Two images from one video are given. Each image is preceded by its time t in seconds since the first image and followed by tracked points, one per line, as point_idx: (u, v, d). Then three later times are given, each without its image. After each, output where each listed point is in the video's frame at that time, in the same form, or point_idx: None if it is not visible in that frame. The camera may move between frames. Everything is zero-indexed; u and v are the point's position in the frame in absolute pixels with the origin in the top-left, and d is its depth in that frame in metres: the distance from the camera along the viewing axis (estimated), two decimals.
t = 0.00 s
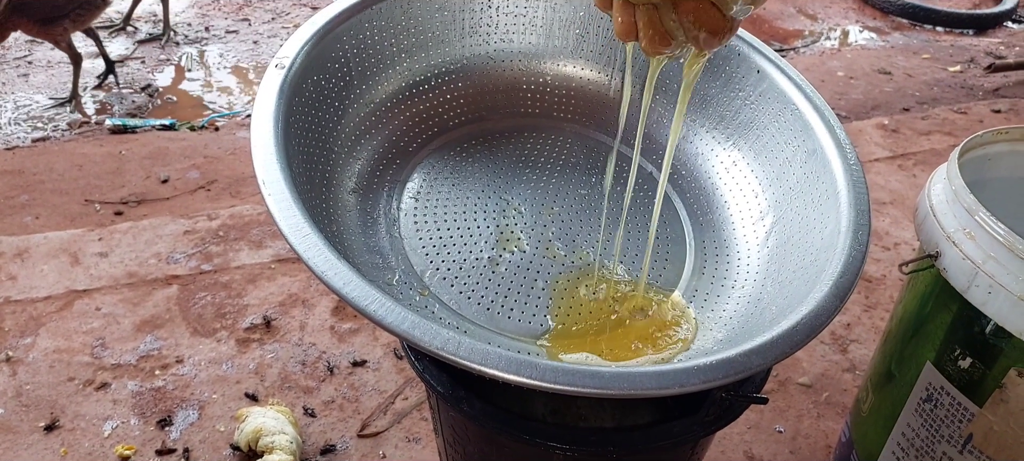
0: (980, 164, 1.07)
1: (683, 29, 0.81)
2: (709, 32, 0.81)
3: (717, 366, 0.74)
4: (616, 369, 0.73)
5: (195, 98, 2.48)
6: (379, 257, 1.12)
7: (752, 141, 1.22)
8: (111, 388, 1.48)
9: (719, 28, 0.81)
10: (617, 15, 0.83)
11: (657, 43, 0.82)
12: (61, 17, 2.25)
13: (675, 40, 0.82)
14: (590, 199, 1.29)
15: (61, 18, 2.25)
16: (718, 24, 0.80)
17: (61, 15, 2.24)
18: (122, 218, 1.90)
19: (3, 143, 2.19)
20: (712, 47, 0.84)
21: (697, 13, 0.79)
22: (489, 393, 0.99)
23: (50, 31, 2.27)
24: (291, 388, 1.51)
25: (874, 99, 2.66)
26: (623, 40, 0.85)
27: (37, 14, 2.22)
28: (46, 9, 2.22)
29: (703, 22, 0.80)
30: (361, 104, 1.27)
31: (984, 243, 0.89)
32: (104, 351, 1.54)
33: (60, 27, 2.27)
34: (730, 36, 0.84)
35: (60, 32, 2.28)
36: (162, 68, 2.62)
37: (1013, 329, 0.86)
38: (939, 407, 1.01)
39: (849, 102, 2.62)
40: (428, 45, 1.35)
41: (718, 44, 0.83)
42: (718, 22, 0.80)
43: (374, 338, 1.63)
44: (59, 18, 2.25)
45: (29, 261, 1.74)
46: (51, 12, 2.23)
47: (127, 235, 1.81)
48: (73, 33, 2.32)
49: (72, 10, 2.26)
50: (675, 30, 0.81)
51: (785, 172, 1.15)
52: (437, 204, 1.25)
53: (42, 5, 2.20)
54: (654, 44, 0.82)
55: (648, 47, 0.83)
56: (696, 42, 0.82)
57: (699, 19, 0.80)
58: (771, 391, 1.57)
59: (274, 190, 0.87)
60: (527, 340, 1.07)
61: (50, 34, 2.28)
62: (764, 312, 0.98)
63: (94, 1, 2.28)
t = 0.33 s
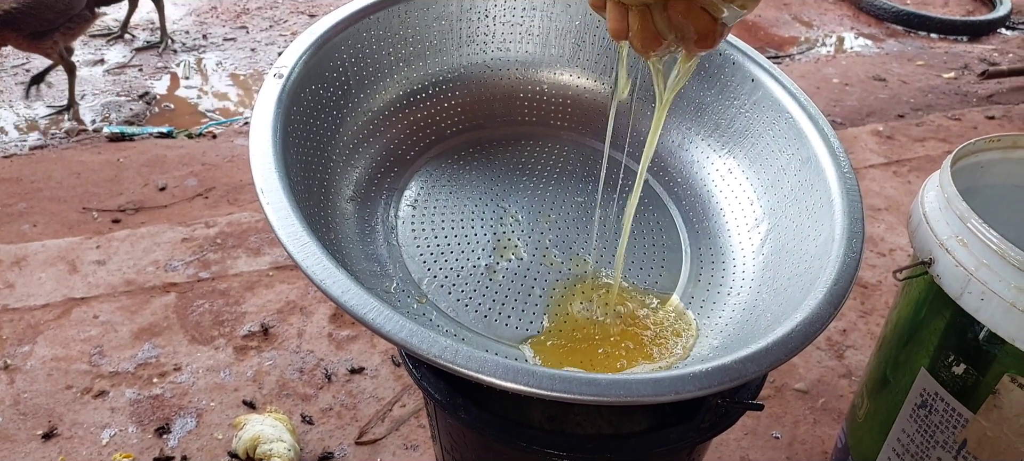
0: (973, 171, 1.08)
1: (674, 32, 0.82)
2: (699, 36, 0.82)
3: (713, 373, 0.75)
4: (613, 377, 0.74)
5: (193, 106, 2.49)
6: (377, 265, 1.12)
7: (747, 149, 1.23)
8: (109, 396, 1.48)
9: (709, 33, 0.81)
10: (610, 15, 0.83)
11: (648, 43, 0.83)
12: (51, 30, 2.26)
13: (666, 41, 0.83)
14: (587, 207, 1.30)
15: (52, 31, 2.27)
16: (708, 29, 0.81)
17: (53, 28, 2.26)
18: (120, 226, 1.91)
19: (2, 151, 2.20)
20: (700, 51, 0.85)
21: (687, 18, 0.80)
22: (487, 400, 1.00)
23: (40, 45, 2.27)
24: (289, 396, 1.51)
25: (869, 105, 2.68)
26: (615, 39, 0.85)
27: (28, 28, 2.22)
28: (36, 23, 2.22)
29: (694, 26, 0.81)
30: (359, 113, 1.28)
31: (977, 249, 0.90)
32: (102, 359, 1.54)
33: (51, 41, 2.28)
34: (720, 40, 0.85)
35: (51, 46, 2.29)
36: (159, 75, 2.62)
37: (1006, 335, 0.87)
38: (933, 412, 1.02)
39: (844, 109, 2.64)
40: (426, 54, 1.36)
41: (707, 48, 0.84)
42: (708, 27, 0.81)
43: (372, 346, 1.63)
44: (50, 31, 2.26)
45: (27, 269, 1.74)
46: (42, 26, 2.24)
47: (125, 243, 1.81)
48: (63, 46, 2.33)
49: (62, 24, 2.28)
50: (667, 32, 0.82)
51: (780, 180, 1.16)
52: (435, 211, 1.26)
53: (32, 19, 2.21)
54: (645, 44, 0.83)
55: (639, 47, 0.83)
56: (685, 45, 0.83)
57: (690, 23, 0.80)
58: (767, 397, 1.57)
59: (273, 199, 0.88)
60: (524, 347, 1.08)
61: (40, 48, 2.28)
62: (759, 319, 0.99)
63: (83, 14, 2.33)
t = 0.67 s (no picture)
0: (974, 175, 1.08)
1: (663, 31, 0.82)
2: (686, 38, 0.81)
3: (713, 378, 0.75)
4: (613, 381, 0.74)
5: (193, 109, 2.49)
6: (377, 269, 1.13)
7: (747, 153, 1.24)
8: (109, 399, 1.48)
9: (698, 36, 0.80)
10: (604, 9, 0.84)
11: (638, 40, 0.83)
12: (42, 36, 2.25)
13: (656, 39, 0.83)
14: (587, 211, 1.30)
15: (42, 37, 2.25)
16: (697, 32, 0.80)
17: (43, 34, 2.24)
18: (120, 228, 1.91)
19: (2, 153, 2.20)
20: (693, 52, 0.84)
21: (675, 19, 0.79)
22: (487, 404, 1.00)
23: (30, 52, 2.24)
24: (289, 399, 1.51)
25: (869, 110, 2.68)
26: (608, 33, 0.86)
27: (20, 34, 2.18)
28: (26, 29, 2.19)
29: (682, 28, 0.80)
30: (360, 116, 1.28)
31: (977, 254, 0.90)
32: (103, 361, 1.55)
33: (41, 48, 2.26)
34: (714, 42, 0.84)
35: (41, 52, 2.26)
36: (160, 78, 2.63)
37: (1006, 340, 0.87)
38: (933, 417, 1.02)
39: (844, 113, 2.65)
40: (427, 58, 1.36)
41: (699, 49, 0.83)
42: (697, 30, 0.79)
43: (372, 349, 1.63)
44: (40, 37, 2.24)
45: (28, 271, 1.74)
46: (33, 32, 2.21)
47: (125, 246, 1.81)
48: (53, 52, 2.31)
49: (51, 29, 2.27)
50: (657, 30, 0.82)
51: (780, 184, 1.16)
52: (436, 215, 1.26)
53: (24, 25, 2.18)
54: (636, 40, 0.84)
55: (630, 43, 0.84)
56: (676, 45, 0.82)
57: (678, 25, 0.80)
58: (767, 401, 1.57)
59: (274, 202, 0.88)
60: (525, 350, 1.08)
61: (29, 55, 2.25)
62: (759, 323, 0.99)
63: (68, 19, 2.33)
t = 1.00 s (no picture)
0: (973, 179, 1.08)
1: (666, 33, 0.82)
2: (687, 39, 0.81)
3: (713, 381, 0.75)
4: (613, 384, 0.74)
5: (194, 111, 2.49)
6: (378, 271, 1.13)
7: (747, 157, 1.24)
8: (109, 400, 1.48)
9: (699, 38, 0.80)
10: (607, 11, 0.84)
11: (640, 39, 0.83)
12: (28, 38, 2.26)
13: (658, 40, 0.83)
14: (587, 214, 1.31)
15: (29, 39, 2.26)
16: (698, 34, 0.80)
17: (30, 35, 2.26)
18: (121, 230, 1.91)
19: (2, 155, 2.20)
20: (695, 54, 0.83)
21: (675, 20, 0.79)
22: (487, 406, 1.00)
23: (18, 53, 2.26)
24: (289, 401, 1.51)
25: (869, 113, 2.68)
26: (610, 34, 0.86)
27: (7, 34, 2.19)
28: (13, 30, 2.20)
29: (683, 29, 0.80)
30: (361, 119, 1.28)
31: (976, 258, 0.90)
32: (103, 363, 1.55)
33: (27, 50, 2.27)
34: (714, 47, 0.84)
35: (28, 54, 2.28)
36: (160, 80, 2.63)
37: (1006, 344, 0.88)
38: (932, 421, 1.02)
39: (844, 116, 2.65)
40: (428, 61, 1.36)
41: (699, 53, 0.83)
42: (698, 31, 0.80)
43: (372, 351, 1.63)
44: (26, 39, 2.25)
45: (28, 272, 1.74)
46: (20, 33, 2.22)
47: (125, 247, 1.81)
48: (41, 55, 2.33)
49: (37, 31, 2.29)
50: (659, 31, 0.82)
51: (780, 187, 1.16)
52: (436, 218, 1.26)
53: (10, 26, 2.18)
54: (639, 41, 0.84)
55: (633, 42, 0.84)
56: (677, 48, 0.82)
57: (680, 26, 0.80)
58: (766, 404, 1.57)
59: (276, 204, 0.88)
60: (525, 353, 1.08)
61: (18, 56, 2.27)
62: (760, 327, 0.99)
63: (52, 23, 2.35)
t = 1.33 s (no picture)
0: (974, 182, 1.08)
1: (678, 39, 0.82)
2: (698, 45, 0.81)
3: (715, 383, 0.75)
4: (615, 386, 0.74)
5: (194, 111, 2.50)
6: (380, 272, 1.13)
7: (749, 159, 1.24)
8: (110, 401, 1.48)
9: (710, 45, 0.81)
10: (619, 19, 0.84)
11: (654, 44, 0.83)
12: (24, 37, 2.27)
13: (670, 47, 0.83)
14: (589, 215, 1.31)
15: (23, 39, 2.26)
16: (709, 41, 0.80)
17: (25, 35, 2.27)
18: (122, 230, 1.91)
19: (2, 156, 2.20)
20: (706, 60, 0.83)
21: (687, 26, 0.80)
22: (488, 407, 1.01)
23: (12, 54, 2.25)
24: (290, 402, 1.51)
25: (869, 115, 2.69)
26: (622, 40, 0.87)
27: (3, 34, 2.20)
28: (8, 28, 2.21)
29: (695, 36, 0.80)
30: (363, 120, 1.28)
31: (978, 260, 0.90)
32: (104, 363, 1.55)
33: (22, 49, 2.26)
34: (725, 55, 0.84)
35: (23, 55, 2.27)
36: (161, 81, 2.63)
37: (1007, 346, 0.88)
38: (934, 423, 1.02)
39: (845, 118, 2.65)
40: (429, 62, 1.36)
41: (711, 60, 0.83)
42: (711, 38, 0.80)
43: (373, 352, 1.63)
44: (20, 40, 2.25)
45: (29, 273, 1.74)
46: (15, 32, 2.23)
47: (127, 248, 1.82)
48: (37, 54, 2.31)
49: (32, 32, 2.29)
50: (672, 37, 0.82)
51: (782, 189, 1.16)
52: (438, 219, 1.26)
53: (7, 25, 2.20)
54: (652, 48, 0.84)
55: (646, 47, 0.84)
56: (688, 54, 0.83)
57: (691, 33, 0.80)
58: (767, 405, 1.57)
59: (278, 206, 0.88)
60: (527, 354, 1.08)
61: (12, 57, 2.26)
62: (761, 329, 0.99)
63: (45, 24, 2.36)
